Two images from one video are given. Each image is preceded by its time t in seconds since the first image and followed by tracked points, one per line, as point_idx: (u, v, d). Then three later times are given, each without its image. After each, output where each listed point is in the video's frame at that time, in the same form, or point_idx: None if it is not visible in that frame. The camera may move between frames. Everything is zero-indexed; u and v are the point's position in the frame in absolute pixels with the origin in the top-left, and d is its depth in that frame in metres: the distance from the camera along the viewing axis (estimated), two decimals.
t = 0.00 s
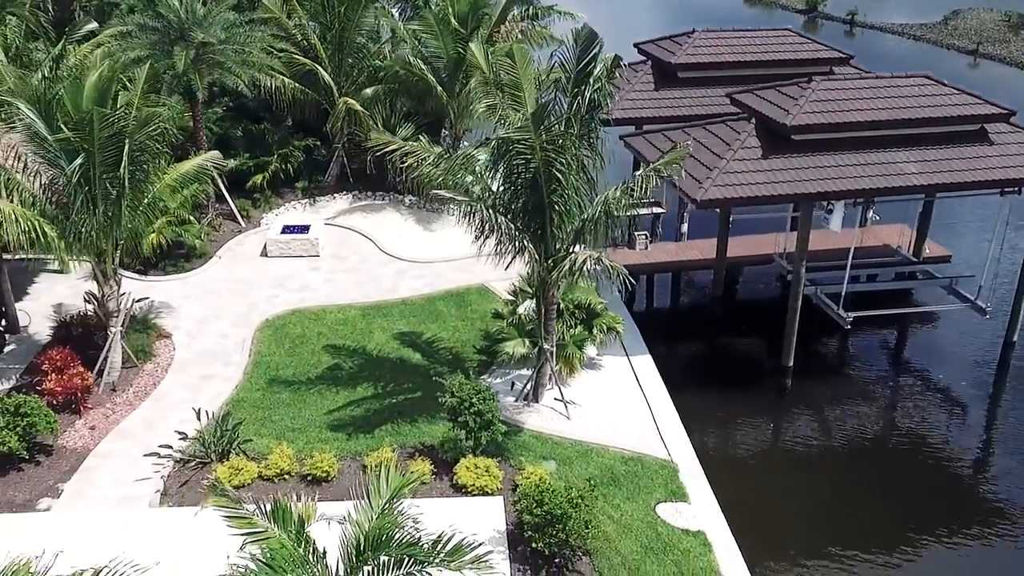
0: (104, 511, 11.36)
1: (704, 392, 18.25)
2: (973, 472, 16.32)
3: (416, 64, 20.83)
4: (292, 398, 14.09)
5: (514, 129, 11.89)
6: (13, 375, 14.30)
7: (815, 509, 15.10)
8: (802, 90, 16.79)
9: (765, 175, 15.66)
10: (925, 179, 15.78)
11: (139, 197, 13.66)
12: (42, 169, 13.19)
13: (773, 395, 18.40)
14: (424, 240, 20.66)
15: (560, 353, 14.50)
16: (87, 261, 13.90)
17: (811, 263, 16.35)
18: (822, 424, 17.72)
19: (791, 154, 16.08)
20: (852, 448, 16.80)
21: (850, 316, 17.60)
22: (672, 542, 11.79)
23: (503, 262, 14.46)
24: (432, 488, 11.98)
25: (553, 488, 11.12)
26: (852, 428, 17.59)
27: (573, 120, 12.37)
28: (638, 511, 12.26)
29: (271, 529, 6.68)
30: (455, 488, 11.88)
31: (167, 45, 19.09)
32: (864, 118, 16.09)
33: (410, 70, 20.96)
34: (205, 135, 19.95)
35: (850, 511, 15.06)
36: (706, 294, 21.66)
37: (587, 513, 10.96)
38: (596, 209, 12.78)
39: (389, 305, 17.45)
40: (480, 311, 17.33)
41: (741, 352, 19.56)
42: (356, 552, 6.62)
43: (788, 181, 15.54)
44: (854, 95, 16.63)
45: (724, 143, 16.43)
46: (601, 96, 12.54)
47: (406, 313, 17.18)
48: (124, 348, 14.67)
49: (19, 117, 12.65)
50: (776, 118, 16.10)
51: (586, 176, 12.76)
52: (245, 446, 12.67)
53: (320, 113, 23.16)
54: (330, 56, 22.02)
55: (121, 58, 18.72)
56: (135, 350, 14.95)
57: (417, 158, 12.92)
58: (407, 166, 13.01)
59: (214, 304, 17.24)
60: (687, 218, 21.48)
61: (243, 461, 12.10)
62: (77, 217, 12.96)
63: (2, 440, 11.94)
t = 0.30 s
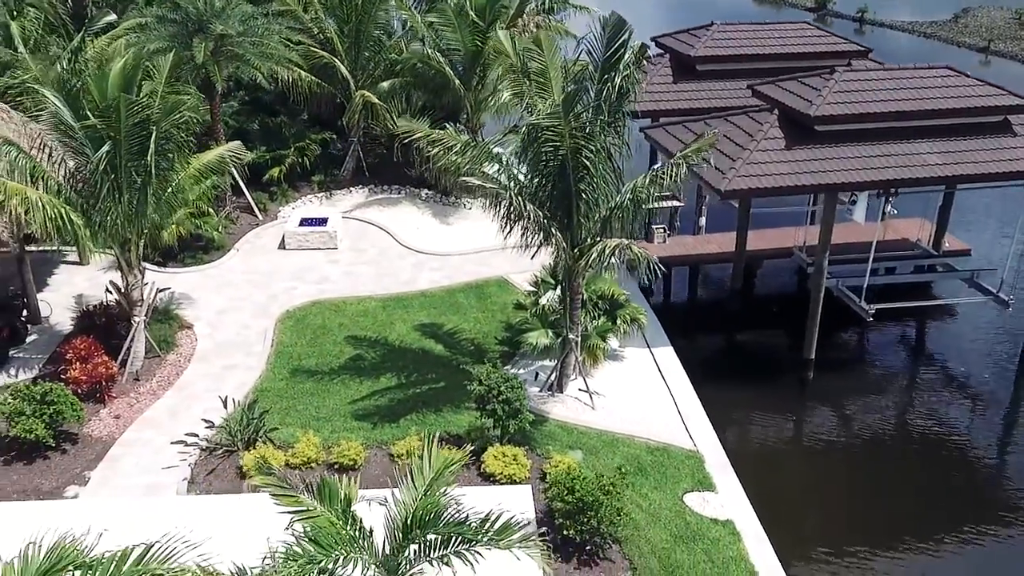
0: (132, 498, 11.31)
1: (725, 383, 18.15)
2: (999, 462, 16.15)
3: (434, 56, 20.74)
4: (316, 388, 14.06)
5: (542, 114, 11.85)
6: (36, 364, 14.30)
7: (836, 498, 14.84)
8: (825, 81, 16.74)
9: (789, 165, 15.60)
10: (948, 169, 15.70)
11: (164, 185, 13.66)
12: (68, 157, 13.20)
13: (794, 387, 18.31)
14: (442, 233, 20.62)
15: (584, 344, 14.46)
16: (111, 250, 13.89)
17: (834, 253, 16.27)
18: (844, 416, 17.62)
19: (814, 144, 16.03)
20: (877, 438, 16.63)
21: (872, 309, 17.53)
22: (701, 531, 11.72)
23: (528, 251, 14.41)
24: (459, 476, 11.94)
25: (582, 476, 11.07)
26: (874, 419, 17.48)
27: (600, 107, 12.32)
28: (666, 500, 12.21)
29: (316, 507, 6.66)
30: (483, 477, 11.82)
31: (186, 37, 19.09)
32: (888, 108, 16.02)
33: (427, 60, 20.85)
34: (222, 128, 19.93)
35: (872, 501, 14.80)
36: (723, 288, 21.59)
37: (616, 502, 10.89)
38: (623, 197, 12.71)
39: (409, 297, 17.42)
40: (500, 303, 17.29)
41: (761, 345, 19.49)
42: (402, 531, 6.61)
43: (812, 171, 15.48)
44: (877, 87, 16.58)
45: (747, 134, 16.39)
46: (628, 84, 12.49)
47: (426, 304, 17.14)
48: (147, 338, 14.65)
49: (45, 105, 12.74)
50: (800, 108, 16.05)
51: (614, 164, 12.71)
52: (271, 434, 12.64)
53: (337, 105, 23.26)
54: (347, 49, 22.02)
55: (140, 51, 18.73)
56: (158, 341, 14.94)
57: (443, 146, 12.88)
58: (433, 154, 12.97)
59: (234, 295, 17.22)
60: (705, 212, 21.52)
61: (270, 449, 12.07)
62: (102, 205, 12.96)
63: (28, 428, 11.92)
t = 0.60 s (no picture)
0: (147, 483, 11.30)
1: (739, 375, 18.08)
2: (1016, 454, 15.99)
3: (446, 48, 20.47)
4: (329, 375, 14.02)
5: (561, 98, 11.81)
6: (49, 351, 14.27)
7: (850, 491, 14.69)
8: (842, 70, 16.67)
9: (805, 154, 15.54)
10: (966, 158, 15.58)
11: (179, 171, 13.64)
12: (82, 142, 13.22)
13: (809, 378, 18.21)
14: (454, 225, 20.58)
15: (599, 333, 14.46)
16: (126, 237, 13.89)
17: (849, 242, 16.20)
18: (859, 406, 17.51)
19: (830, 133, 15.96)
20: (892, 429, 16.52)
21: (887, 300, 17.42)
22: (717, 517, 11.66)
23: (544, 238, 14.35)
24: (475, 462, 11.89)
25: (599, 461, 11.00)
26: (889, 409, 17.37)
27: (619, 92, 12.24)
28: (682, 487, 12.15)
29: (341, 481, 6.64)
30: (498, 463, 11.74)
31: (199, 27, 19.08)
32: (903, 98, 15.98)
33: (441, 50, 20.66)
34: (234, 119, 19.94)
35: (886, 495, 14.64)
36: (735, 281, 21.51)
37: (634, 486, 10.85)
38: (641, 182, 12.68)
39: (422, 287, 17.38)
40: (513, 293, 17.25)
41: (774, 337, 19.41)
42: (429, 507, 6.60)
43: (829, 159, 15.42)
44: (894, 77, 16.52)
45: (763, 124, 16.33)
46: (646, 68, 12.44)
47: (439, 294, 17.10)
48: (160, 325, 14.64)
49: (61, 91, 12.77)
50: (815, 97, 16.00)
51: (631, 150, 12.67)
52: (286, 419, 12.62)
53: (348, 98, 23.24)
54: (358, 41, 21.99)
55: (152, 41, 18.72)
56: (171, 329, 14.92)
57: (459, 131, 12.83)
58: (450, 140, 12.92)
59: (246, 285, 17.20)
60: (717, 205, 21.52)
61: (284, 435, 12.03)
62: (117, 190, 12.94)
63: (43, 412, 11.88)
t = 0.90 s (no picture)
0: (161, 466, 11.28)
1: (751, 366, 18.01)
2: None
3: (457, 38, 20.56)
4: (341, 362, 13.99)
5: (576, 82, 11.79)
6: (61, 338, 14.25)
7: (865, 481, 14.52)
8: (856, 59, 16.63)
9: (819, 142, 15.48)
10: (980, 147, 15.52)
11: (192, 157, 13.61)
12: (96, 128, 13.24)
13: (821, 369, 18.12)
14: (464, 216, 20.54)
15: (612, 321, 14.38)
16: (139, 222, 13.89)
17: (863, 231, 16.13)
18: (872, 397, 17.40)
19: (844, 122, 15.90)
20: (905, 420, 16.40)
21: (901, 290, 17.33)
22: (732, 503, 11.59)
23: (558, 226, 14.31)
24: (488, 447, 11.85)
25: (614, 445, 10.94)
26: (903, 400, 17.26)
27: (634, 76, 12.19)
28: (696, 474, 12.08)
29: (361, 454, 6.65)
30: (512, 448, 11.68)
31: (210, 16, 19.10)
32: (917, 87, 15.97)
33: (454, 41, 20.76)
34: (245, 109, 19.95)
35: (901, 485, 14.50)
36: (746, 273, 21.40)
37: (649, 470, 10.79)
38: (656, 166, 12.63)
39: (433, 277, 17.35)
40: (524, 282, 17.20)
41: (785, 329, 19.34)
42: (449, 481, 6.61)
43: (843, 147, 15.36)
44: (908, 67, 16.49)
45: (777, 112, 16.28)
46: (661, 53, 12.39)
47: (450, 284, 17.07)
48: (173, 312, 14.64)
49: (74, 76, 12.71)
50: (829, 86, 15.95)
51: (646, 135, 12.62)
52: (299, 405, 12.59)
53: (358, 90, 23.20)
54: (369, 32, 21.95)
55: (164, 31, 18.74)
56: (183, 316, 14.91)
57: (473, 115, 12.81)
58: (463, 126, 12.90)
59: (257, 274, 17.19)
60: (728, 197, 21.44)
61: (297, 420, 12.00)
62: (130, 175, 12.94)
63: (56, 396, 11.85)
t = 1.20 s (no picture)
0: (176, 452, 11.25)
1: (763, 357, 17.95)
2: None
3: (468, 30, 20.52)
4: (354, 350, 13.96)
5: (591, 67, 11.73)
6: (74, 325, 14.23)
7: (880, 473, 14.43)
8: (870, 49, 16.56)
9: (833, 132, 15.41)
10: (996, 136, 15.43)
11: (205, 144, 13.56)
12: (109, 114, 13.20)
13: (834, 361, 18.04)
14: (474, 208, 20.49)
15: (625, 310, 14.31)
16: (151, 209, 13.86)
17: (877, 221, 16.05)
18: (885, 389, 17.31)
19: (858, 111, 15.83)
20: (919, 413, 16.30)
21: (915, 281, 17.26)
22: (747, 490, 11.51)
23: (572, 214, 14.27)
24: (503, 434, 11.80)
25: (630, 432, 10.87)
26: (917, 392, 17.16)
27: (649, 62, 12.14)
28: (711, 462, 12.01)
29: (383, 429, 6.59)
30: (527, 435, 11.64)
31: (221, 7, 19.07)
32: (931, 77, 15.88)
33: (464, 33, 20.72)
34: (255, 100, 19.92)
35: (916, 477, 14.41)
36: (758, 266, 21.33)
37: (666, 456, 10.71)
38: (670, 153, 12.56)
39: (444, 267, 17.30)
40: (536, 272, 17.16)
41: (797, 320, 19.27)
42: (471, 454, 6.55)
43: (858, 136, 15.29)
44: (922, 56, 16.41)
45: (790, 102, 16.22)
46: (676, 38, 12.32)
47: (462, 274, 17.03)
48: (185, 300, 14.62)
49: (88, 62, 12.68)
50: (844, 75, 15.88)
51: (661, 122, 12.56)
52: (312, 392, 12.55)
53: (367, 83, 23.16)
54: (379, 24, 21.77)
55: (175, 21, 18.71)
56: (195, 304, 14.89)
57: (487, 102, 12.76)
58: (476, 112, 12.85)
59: (268, 264, 17.16)
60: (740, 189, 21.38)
61: (310, 407, 11.95)
62: (144, 161, 12.89)
63: (70, 381, 11.80)
